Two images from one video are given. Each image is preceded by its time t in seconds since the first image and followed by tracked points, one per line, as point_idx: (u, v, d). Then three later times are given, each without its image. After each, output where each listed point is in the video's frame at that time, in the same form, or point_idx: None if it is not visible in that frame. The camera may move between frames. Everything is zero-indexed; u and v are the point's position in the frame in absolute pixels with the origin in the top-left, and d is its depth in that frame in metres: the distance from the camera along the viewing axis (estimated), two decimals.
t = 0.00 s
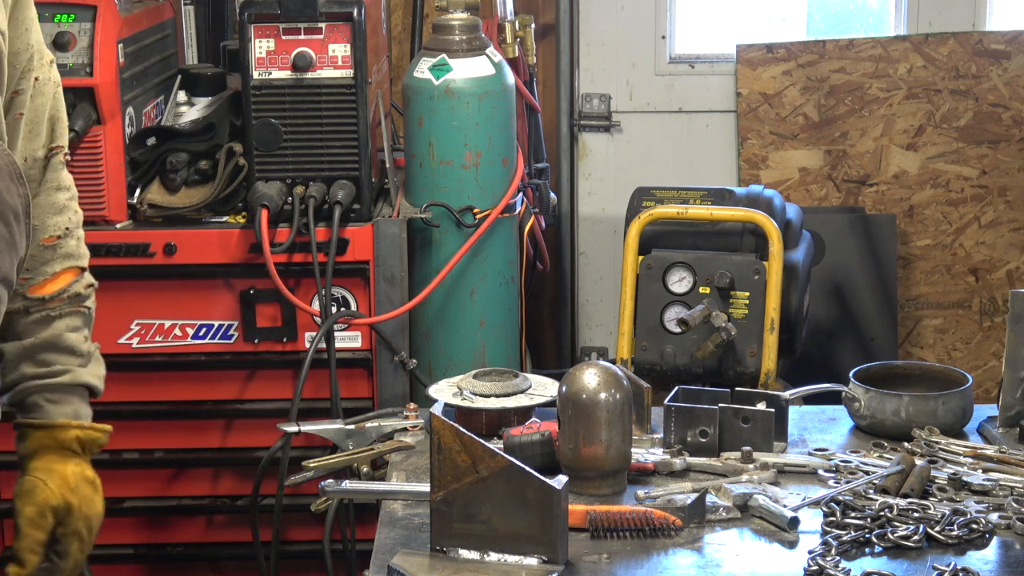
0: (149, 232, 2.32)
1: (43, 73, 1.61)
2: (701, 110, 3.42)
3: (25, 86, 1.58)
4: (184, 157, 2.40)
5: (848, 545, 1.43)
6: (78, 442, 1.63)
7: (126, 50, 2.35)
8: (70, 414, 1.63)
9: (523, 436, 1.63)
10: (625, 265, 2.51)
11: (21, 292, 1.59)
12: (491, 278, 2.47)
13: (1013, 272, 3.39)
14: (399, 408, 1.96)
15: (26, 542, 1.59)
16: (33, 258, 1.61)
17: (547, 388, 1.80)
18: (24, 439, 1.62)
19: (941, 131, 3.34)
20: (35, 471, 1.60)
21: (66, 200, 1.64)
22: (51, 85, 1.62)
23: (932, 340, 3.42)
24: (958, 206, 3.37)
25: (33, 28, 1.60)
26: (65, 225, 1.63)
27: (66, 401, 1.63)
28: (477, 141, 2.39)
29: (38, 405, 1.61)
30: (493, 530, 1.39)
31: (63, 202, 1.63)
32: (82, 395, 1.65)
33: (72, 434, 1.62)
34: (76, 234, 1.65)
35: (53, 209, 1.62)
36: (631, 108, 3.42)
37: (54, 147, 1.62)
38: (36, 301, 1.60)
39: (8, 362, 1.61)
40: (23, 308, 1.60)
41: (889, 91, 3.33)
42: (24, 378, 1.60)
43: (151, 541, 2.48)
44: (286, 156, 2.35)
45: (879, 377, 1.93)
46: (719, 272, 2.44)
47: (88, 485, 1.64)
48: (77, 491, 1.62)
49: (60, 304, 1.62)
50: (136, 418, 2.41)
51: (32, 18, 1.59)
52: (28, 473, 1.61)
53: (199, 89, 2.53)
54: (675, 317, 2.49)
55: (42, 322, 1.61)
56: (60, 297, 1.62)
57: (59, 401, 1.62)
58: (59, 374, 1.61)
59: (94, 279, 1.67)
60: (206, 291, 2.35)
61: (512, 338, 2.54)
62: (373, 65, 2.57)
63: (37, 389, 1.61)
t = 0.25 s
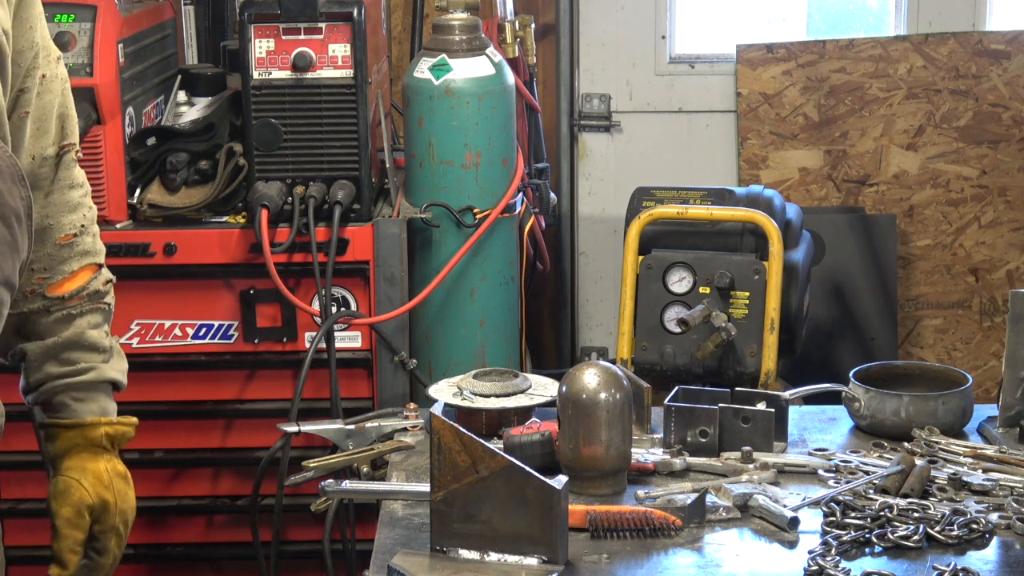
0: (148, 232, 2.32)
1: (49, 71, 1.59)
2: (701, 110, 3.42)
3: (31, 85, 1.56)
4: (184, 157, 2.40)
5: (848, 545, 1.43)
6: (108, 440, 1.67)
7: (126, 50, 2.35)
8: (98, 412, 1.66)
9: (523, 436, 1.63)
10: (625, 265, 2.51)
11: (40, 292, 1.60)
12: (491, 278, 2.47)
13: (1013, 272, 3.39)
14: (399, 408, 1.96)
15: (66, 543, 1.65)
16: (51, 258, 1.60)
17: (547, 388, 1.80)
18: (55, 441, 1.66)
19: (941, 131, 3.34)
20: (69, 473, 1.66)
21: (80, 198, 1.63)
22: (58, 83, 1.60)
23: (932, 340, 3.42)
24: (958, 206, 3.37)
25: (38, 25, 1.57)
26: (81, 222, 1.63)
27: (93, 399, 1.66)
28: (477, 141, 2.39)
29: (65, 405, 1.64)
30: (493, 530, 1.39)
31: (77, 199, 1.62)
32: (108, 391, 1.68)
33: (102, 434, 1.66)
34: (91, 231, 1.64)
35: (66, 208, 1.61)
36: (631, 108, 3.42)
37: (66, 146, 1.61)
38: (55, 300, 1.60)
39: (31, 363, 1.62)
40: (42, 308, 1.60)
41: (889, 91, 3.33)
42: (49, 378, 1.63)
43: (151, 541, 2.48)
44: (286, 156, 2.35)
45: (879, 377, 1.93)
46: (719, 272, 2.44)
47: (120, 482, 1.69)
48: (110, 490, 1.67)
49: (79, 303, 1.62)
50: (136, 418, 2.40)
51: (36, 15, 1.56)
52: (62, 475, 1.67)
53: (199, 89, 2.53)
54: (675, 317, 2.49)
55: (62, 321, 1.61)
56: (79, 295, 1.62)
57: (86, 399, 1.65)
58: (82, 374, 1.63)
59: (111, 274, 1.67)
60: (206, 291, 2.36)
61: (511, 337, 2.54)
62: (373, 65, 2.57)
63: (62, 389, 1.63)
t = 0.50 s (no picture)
0: (148, 232, 2.32)
1: (52, 70, 1.57)
2: (701, 110, 3.42)
3: (34, 86, 1.54)
4: (184, 157, 2.40)
5: (848, 545, 1.43)
6: (91, 443, 1.67)
7: (126, 50, 2.35)
8: (83, 415, 1.66)
9: (523, 436, 1.63)
10: (625, 265, 2.51)
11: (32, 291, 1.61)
12: (491, 278, 2.47)
13: (1013, 272, 3.39)
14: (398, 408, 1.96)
15: (39, 546, 1.64)
16: (45, 258, 1.61)
17: (547, 388, 1.80)
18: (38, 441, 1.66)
19: (941, 131, 3.34)
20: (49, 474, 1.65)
21: (76, 199, 1.63)
22: (61, 82, 1.59)
23: (932, 340, 3.42)
24: (958, 206, 3.37)
25: (40, 25, 1.54)
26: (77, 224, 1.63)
27: (80, 402, 1.66)
28: (477, 141, 2.39)
29: (50, 406, 1.64)
30: (493, 530, 1.39)
31: (73, 200, 1.63)
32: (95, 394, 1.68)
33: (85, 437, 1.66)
34: (86, 231, 1.65)
35: (63, 210, 1.61)
36: (631, 108, 3.42)
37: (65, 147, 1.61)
38: (48, 300, 1.61)
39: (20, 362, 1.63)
40: (34, 308, 1.61)
41: (889, 91, 3.33)
42: (36, 378, 1.63)
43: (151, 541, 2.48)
44: (286, 156, 2.35)
45: (879, 377, 1.93)
46: (720, 272, 2.44)
47: (100, 487, 1.68)
48: (89, 493, 1.66)
49: (72, 304, 1.63)
50: (136, 418, 2.40)
51: (40, 14, 1.54)
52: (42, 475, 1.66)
53: (199, 89, 2.53)
54: (675, 317, 2.49)
55: (53, 321, 1.62)
56: (71, 296, 1.63)
57: (71, 401, 1.65)
58: (70, 375, 1.64)
59: (105, 276, 1.68)
60: (206, 291, 2.36)
61: (511, 337, 2.54)
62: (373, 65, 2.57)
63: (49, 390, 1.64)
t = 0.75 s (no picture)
0: (148, 232, 2.32)
1: (53, 72, 1.56)
2: (701, 110, 3.42)
3: (36, 88, 1.53)
4: (184, 157, 2.40)
5: (848, 545, 1.43)
6: (91, 445, 1.65)
7: (126, 50, 2.35)
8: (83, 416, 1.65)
9: (523, 436, 1.63)
10: (625, 265, 2.51)
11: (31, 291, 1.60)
12: (491, 278, 2.47)
13: (1013, 272, 3.39)
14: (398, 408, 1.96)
15: (38, 545, 1.61)
16: (47, 258, 1.60)
17: (547, 388, 1.80)
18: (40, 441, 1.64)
19: (941, 131, 3.34)
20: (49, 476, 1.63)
21: (77, 202, 1.62)
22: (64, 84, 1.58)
23: (932, 340, 3.42)
24: (957, 206, 3.37)
25: (42, 27, 1.53)
26: (78, 225, 1.63)
27: (82, 403, 1.65)
28: (477, 141, 2.39)
29: (50, 408, 1.63)
30: (493, 530, 1.39)
31: (75, 203, 1.62)
32: (96, 396, 1.67)
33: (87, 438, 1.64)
34: (87, 232, 1.64)
35: (64, 212, 1.61)
36: (631, 108, 3.42)
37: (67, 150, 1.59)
38: (48, 300, 1.61)
39: (20, 363, 1.62)
40: (32, 308, 1.60)
41: (889, 91, 3.33)
42: (37, 379, 1.62)
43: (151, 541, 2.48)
44: (286, 156, 2.35)
45: (879, 377, 1.93)
46: (720, 272, 2.44)
47: (101, 489, 1.66)
48: (90, 495, 1.64)
49: (72, 305, 1.63)
50: (136, 418, 2.40)
51: (42, 19, 1.53)
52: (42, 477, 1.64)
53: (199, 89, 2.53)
54: (675, 317, 2.49)
55: (52, 321, 1.62)
56: (71, 296, 1.62)
57: (72, 402, 1.64)
58: (70, 377, 1.63)
59: (106, 277, 1.67)
60: (206, 291, 2.36)
61: (511, 337, 2.54)
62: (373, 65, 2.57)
63: (49, 390, 1.62)
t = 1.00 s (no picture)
0: (148, 232, 2.32)
1: (63, 75, 1.35)
2: (701, 110, 3.42)
3: (48, 90, 1.33)
4: (184, 158, 2.40)
5: (848, 545, 1.43)
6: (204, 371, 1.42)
7: (126, 50, 2.36)
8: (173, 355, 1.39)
9: (523, 436, 1.63)
10: (625, 265, 2.51)
11: (74, 276, 1.34)
12: (491, 278, 2.47)
13: (1013, 272, 3.39)
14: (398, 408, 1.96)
15: (218, 466, 1.36)
16: (69, 241, 1.34)
17: (547, 388, 1.80)
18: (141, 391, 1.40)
19: (941, 131, 3.34)
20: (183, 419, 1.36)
21: (90, 190, 1.38)
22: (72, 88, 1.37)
23: (932, 340, 3.42)
24: (958, 206, 3.37)
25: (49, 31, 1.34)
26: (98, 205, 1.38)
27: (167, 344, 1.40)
28: (477, 141, 2.39)
29: (144, 360, 1.37)
30: (493, 530, 1.39)
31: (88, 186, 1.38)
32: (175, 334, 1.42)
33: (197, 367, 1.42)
34: (104, 213, 1.39)
35: (75, 198, 1.35)
36: (631, 108, 3.42)
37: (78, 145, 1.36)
38: (88, 283, 1.34)
39: (89, 333, 1.36)
40: (80, 291, 1.34)
41: (889, 91, 3.33)
42: (116, 344, 1.37)
43: (151, 541, 2.48)
44: (286, 156, 2.35)
45: (879, 377, 1.93)
46: (719, 272, 2.44)
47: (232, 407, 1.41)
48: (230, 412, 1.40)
49: (110, 279, 1.36)
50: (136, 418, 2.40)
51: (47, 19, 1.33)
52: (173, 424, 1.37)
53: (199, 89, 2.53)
54: (675, 317, 2.49)
55: (109, 290, 1.36)
56: (112, 271, 1.37)
57: (161, 345, 1.38)
58: (147, 326, 1.38)
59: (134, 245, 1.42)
60: (207, 291, 2.36)
61: (511, 337, 2.54)
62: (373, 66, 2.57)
63: (138, 351, 1.37)
